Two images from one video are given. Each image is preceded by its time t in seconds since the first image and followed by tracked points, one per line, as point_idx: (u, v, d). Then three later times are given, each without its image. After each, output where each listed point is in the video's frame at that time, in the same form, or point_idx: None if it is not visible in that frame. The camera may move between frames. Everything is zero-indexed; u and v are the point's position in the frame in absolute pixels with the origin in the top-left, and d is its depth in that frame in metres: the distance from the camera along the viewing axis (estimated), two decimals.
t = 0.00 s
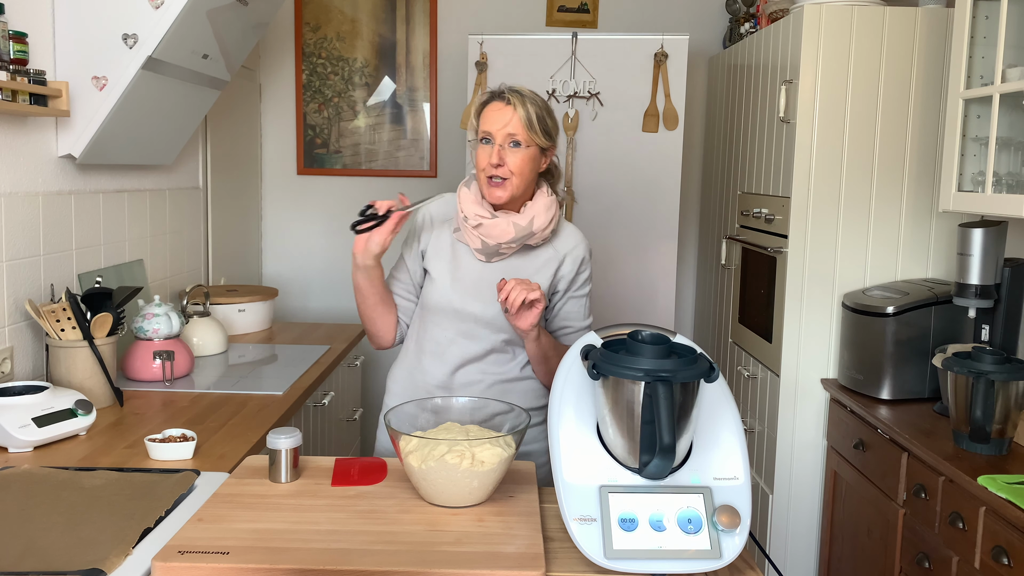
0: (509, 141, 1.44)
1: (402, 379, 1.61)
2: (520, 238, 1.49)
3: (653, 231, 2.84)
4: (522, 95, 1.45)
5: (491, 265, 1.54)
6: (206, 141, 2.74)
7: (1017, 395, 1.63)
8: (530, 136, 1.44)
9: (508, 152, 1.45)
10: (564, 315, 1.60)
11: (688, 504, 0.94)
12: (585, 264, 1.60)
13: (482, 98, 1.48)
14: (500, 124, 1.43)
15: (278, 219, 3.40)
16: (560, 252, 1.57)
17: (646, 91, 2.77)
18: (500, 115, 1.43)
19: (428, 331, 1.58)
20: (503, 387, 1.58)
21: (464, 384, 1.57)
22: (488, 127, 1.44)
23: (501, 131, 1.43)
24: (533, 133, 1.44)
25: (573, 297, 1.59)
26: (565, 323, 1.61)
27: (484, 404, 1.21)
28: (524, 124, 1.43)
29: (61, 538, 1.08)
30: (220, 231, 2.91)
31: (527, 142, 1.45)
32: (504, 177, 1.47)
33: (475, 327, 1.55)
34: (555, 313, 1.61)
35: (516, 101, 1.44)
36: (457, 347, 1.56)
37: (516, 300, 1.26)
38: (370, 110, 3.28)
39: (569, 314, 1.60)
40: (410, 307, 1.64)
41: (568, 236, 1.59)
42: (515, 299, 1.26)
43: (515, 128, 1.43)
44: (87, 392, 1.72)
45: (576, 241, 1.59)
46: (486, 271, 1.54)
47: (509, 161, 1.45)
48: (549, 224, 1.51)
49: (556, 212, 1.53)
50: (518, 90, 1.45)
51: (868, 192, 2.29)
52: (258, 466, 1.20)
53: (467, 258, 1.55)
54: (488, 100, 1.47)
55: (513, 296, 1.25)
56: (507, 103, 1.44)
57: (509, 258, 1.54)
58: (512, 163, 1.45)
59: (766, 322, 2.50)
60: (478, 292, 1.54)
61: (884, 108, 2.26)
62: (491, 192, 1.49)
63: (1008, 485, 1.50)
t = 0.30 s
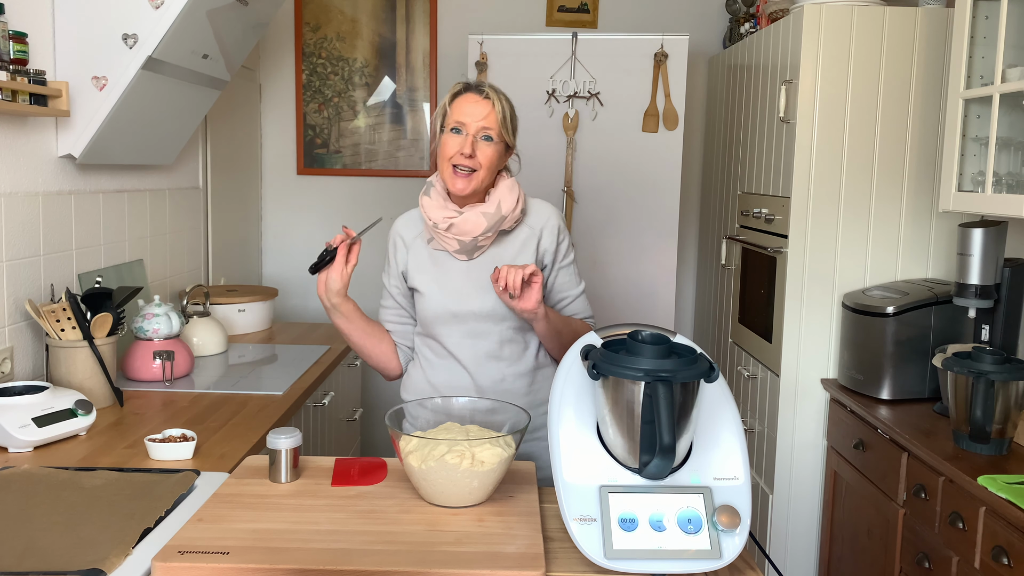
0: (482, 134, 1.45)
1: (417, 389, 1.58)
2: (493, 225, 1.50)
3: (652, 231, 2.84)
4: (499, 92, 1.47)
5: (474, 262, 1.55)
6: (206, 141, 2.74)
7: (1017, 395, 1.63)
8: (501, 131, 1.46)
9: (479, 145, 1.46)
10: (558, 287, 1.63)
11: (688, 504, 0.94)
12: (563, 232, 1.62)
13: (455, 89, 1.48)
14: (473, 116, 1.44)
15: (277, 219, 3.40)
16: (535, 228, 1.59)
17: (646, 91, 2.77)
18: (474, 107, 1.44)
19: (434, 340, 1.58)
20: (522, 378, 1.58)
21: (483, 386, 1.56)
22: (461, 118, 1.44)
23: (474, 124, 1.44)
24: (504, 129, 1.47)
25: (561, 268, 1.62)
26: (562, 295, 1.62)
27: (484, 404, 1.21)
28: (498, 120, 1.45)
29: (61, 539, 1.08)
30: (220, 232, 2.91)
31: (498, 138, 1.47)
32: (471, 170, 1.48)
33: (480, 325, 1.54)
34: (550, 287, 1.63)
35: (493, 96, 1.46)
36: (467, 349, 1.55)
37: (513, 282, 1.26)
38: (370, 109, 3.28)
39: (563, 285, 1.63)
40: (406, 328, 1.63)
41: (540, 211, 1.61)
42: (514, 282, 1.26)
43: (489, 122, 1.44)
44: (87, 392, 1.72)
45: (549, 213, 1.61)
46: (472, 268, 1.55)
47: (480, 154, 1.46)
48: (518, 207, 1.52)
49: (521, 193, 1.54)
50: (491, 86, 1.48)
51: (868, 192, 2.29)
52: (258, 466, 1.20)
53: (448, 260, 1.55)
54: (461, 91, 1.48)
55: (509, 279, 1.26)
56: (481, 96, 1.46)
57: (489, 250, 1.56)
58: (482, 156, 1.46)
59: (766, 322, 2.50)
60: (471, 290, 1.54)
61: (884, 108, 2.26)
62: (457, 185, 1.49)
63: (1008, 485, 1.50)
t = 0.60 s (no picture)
0: (462, 136, 1.44)
1: (428, 389, 1.58)
2: (500, 225, 1.50)
3: (652, 231, 2.84)
4: (471, 88, 1.45)
5: (483, 262, 1.55)
6: (206, 141, 2.74)
7: (1017, 395, 1.63)
8: (481, 129, 1.44)
9: (462, 148, 1.45)
10: (567, 288, 1.62)
11: (688, 504, 0.94)
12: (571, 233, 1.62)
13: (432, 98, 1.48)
14: (449, 121, 1.43)
15: (277, 219, 3.40)
16: (544, 228, 1.59)
17: (646, 91, 2.77)
18: (449, 112, 1.43)
19: (445, 340, 1.58)
20: (532, 379, 1.58)
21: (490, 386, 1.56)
22: (440, 126, 1.43)
23: (452, 128, 1.43)
24: (485, 125, 1.44)
25: (569, 269, 1.62)
26: (570, 296, 1.62)
27: (485, 403, 1.21)
28: (474, 118, 1.43)
29: (61, 538, 1.08)
30: (220, 232, 2.91)
31: (481, 135, 1.45)
32: (463, 173, 1.48)
33: (490, 324, 1.54)
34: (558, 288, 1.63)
35: (465, 95, 1.44)
36: (477, 349, 1.55)
37: (522, 288, 1.25)
38: (370, 110, 3.28)
39: (571, 285, 1.63)
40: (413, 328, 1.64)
41: (548, 211, 1.61)
42: (522, 288, 1.25)
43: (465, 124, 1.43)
44: (87, 392, 1.72)
45: (558, 214, 1.61)
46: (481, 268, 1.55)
47: (465, 156, 1.45)
48: (525, 207, 1.53)
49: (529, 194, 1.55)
50: (465, 85, 1.45)
51: (868, 192, 2.29)
52: (258, 466, 1.20)
53: (457, 261, 1.56)
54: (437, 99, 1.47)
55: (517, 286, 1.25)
56: (454, 99, 1.44)
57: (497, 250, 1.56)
58: (469, 157, 1.45)
59: (766, 322, 2.50)
60: (480, 290, 1.54)
61: (884, 108, 2.26)
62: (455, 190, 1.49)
63: (1008, 485, 1.50)
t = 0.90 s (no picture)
0: (455, 143, 1.47)
1: (425, 380, 1.64)
2: (499, 225, 1.49)
3: (652, 231, 2.84)
4: (465, 93, 1.47)
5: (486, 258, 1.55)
6: (206, 141, 2.74)
7: (1017, 395, 1.63)
8: (473, 133, 1.45)
9: (456, 154, 1.48)
10: (576, 298, 1.57)
11: (688, 504, 0.94)
12: (586, 243, 1.56)
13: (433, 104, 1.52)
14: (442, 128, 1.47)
15: (277, 219, 3.40)
16: (554, 234, 1.55)
17: (646, 91, 2.77)
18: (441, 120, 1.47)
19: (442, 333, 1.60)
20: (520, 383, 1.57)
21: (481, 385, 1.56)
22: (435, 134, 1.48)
23: (445, 136, 1.47)
24: (476, 130, 1.45)
25: (580, 280, 1.56)
26: (578, 307, 1.57)
27: (485, 404, 1.21)
28: (463, 124, 1.45)
29: (61, 539, 1.08)
30: (220, 231, 2.91)
31: (474, 140, 1.46)
32: (461, 177, 1.51)
33: (480, 323, 1.54)
34: (567, 298, 1.57)
35: (455, 101, 1.46)
36: (467, 346, 1.56)
37: (512, 306, 1.24)
38: (370, 109, 3.28)
39: (581, 297, 1.57)
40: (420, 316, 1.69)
41: (563, 217, 1.56)
42: (504, 301, 1.25)
43: (455, 131, 1.45)
44: (87, 392, 1.72)
45: (573, 220, 1.56)
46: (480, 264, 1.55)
47: (460, 162, 1.48)
48: (531, 210, 1.50)
49: (538, 196, 1.52)
50: (462, 89, 1.47)
51: (868, 192, 2.29)
52: (258, 466, 1.20)
53: (463, 254, 1.57)
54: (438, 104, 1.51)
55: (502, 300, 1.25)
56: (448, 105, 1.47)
57: (502, 248, 1.55)
58: (464, 163, 1.48)
59: (766, 322, 2.50)
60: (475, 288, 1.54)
61: (884, 108, 2.26)
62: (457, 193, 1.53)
63: (1008, 485, 1.50)
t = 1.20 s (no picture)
0: (446, 147, 1.46)
1: (412, 376, 1.66)
2: (475, 225, 1.49)
3: (652, 231, 2.84)
4: (455, 95, 1.45)
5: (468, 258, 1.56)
6: (206, 141, 2.74)
7: (1017, 395, 1.63)
8: (465, 137, 1.45)
9: (448, 158, 1.47)
10: (557, 299, 1.54)
11: (688, 504, 0.94)
12: (565, 243, 1.54)
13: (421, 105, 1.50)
14: (433, 132, 1.46)
15: (277, 219, 3.40)
16: (532, 235, 1.54)
17: (646, 91, 2.77)
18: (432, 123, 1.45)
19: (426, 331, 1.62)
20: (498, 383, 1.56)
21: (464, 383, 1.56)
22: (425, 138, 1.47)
23: (436, 140, 1.46)
24: (467, 134, 1.45)
25: (560, 280, 1.53)
26: (560, 308, 1.54)
27: (485, 404, 1.21)
28: (456, 128, 1.44)
29: (61, 539, 1.08)
30: (220, 232, 2.91)
31: (465, 144, 1.46)
32: (452, 180, 1.50)
33: (458, 323, 1.56)
34: (548, 299, 1.55)
35: (445, 104, 1.45)
36: (445, 345, 1.57)
37: (490, 298, 1.24)
38: (370, 109, 3.28)
39: (563, 298, 1.53)
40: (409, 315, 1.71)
41: (543, 217, 1.55)
42: (484, 294, 1.25)
43: (447, 135, 1.45)
44: (87, 392, 1.72)
45: (553, 220, 1.54)
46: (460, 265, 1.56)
47: (452, 167, 1.48)
48: (509, 211, 1.50)
49: (518, 196, 1.52)
50: (450, 92, 1.46)
51: (868, 192, 2.29)
52: (258, 466, 1.20)
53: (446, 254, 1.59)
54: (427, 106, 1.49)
55: (483, 292, 1.25)
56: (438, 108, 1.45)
57: (484, 248, 1.55)
58: (456, 167, 1.48)
59: (766, 322, 2.50)
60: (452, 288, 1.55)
61: (884, 108, 2.26)
62: (446, 195, 1.52)
63: (1008, 485, 1.50)
